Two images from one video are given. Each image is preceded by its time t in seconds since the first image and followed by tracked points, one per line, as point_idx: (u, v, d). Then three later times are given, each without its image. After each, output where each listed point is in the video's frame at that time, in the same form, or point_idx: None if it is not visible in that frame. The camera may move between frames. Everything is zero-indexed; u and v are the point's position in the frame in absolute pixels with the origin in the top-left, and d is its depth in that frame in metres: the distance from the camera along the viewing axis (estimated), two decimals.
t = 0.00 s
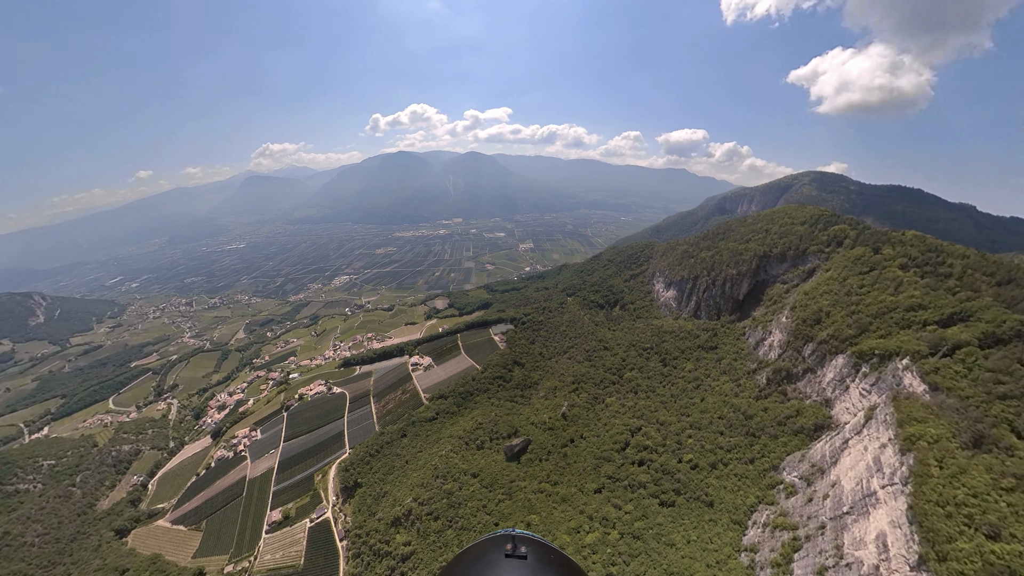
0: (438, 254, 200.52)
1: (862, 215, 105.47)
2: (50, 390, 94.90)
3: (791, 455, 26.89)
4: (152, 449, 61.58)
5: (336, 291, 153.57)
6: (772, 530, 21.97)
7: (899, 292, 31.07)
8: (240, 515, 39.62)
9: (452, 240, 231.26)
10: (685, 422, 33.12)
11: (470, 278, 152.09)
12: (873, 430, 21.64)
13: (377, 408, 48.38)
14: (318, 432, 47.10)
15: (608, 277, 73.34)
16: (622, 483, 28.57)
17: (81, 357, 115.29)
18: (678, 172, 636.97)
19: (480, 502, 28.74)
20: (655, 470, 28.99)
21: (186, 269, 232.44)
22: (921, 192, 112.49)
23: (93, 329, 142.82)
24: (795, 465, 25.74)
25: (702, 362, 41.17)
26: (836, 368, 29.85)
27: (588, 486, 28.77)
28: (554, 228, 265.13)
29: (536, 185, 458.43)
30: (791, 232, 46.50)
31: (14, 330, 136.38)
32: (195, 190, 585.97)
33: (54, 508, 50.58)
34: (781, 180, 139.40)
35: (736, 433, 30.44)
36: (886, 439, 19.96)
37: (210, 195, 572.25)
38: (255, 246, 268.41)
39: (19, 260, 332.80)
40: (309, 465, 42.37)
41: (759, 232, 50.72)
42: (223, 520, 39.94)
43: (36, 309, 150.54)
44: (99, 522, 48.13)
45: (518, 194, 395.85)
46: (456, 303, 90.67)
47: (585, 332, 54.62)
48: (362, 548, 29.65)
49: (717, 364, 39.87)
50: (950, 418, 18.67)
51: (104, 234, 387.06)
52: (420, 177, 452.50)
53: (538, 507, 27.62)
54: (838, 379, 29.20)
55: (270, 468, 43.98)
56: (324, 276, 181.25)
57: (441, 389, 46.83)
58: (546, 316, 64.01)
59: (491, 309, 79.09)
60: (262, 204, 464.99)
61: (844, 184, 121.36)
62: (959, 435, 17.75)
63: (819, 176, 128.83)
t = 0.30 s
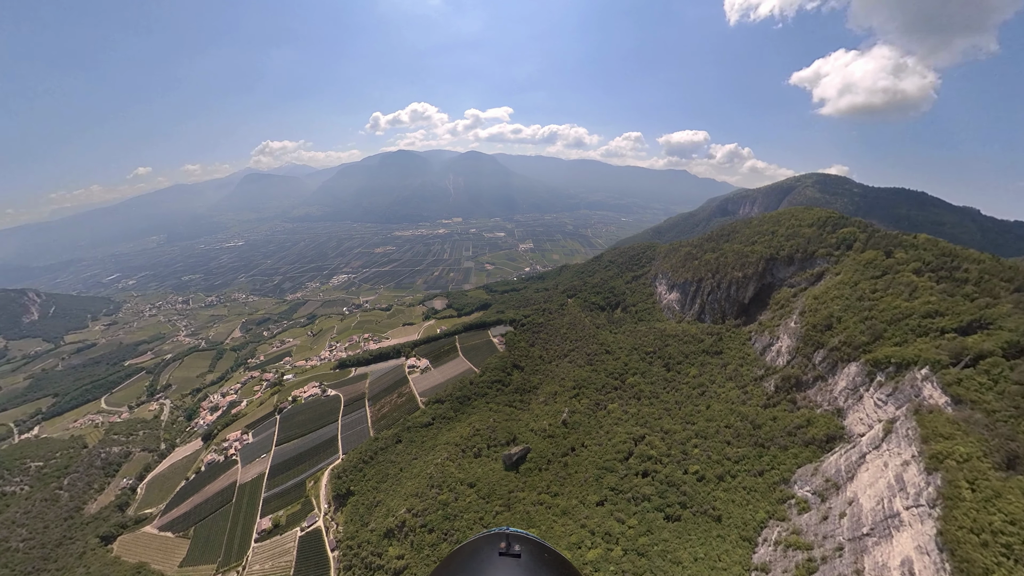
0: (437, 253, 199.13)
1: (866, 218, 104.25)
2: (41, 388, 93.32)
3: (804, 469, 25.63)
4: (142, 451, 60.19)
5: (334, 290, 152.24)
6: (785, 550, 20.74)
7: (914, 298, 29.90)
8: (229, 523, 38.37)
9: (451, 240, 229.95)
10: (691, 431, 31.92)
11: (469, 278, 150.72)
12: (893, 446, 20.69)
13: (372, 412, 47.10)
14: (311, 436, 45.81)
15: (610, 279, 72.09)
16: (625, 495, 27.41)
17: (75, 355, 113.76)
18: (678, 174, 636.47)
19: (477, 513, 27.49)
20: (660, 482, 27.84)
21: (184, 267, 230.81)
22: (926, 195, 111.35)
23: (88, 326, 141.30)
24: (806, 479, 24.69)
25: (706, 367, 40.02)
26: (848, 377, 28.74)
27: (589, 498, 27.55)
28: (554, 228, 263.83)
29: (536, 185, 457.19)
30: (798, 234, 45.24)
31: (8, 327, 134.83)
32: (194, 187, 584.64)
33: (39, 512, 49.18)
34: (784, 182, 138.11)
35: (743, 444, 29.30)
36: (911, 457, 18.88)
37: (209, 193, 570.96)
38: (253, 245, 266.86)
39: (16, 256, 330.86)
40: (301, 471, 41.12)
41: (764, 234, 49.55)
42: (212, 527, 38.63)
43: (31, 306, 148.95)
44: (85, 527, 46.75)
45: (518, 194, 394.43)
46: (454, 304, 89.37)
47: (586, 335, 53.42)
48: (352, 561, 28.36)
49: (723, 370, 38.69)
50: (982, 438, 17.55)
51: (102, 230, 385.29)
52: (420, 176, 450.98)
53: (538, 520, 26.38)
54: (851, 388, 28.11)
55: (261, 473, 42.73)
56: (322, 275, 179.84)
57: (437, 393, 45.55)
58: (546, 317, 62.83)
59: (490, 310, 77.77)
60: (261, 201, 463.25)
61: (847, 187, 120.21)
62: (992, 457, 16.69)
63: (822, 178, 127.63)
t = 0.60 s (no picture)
0: (437, 253, 197.77)
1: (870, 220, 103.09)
2: (32, 387, 91.79)
3: (816, 483, 24.43)
4: (132, 453, 58.83)
5: (332, 289, 150.86)
6: (799, 571, 19.57)
7: (930, 305, 28.74)
8: (217, 530, 37.11)
9: (451, 240, 228.55)
10: (697, 440, 30.71)
11: (468, 278, 149.40)
12: (915, 463, 19.61)
13: (366, 416, 45.86)
14: (304, 441, 44.56)
15: (611, 280, 70.85)
16: (630, 508, 26.21)
17: (68, 354, 112.31)
18: (679, 175, 635.53)
19: (474, 526, 26.24)
20: (665, 494, 26.68)
21: (181, 265, 229.07)
22: (930, 197, 110.22)
23: (83, 324, 139.83)
24: (818, 494, 23.55)
25: (712, 373, 38.84)
26: (862, 386, 27.62)
27: (591, 511, 26.34)
28: (554, 228, 262.44)
29: (536, 185, 455.77)
30: (806, 235, 44.02)
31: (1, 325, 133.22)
32: (194, 185, 582.35)
33: (23, 516, 47.82)
34: (787, 183, 136.81)
35: (752, 455, 28.14)
36: (938, 475, 17.78)
37: (209, 191, 569.06)
38: (252, 243, 265.38)
39: (12, 252, 328.79)
40: (293, 477, 39.88)
41: (770, 235, 48.35)
42: (200, 535, 37.36)
43: (25, 303, 147.33)
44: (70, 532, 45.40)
45: (519, 194, 393.15)
46: (453, 304, 88.08)
47: (587, 338, 52.20)
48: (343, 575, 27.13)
49: (729, 376, 37.52)
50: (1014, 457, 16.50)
51: (100, 227, 383.30)
52: (420, 175, 449.27)
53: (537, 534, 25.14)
54: (865, 398, 26.98)
55: (252, 478, 41.54)
56: (320, 274, 178.31)
57: (434, 397, 44.34)
58: (546, 319, 61.56)
59: (489, 311, 76.49)
60: (260, 199, 461.21)
61: (851, 189, 119.10)
62: None
63: (826, 180, 126.49)
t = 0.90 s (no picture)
0: (437, 252, 196.43)
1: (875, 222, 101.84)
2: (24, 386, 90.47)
3: (831, 497, 23.22)
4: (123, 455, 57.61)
5: (331, 289, 149.56)
6: None
7: (948, 310, 27.48)
8: (206, 539, 35.84)
9: (451, 239, 227.29)
10: (704, 450, 29.53)
11: (468, 278, 148.09)
12: (941, 481, 18.54)
13: (362, 420, 44.64)
14: (297, 446, 43.34)
15: (613, 281, 69.60)
16: (634, 522, 24.99)
17: (63, 353, 111.10)
18: (680, 176, 634.67)
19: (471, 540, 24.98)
20: (672, 508, 25.49)
21: (180, 263, 227.69)
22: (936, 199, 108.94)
23: (78, 323, 138.54)
24: (833, 509, 22.39)
25: (718, 378, 37.66)
26: (877, 395, 26.40)
27: (594, 525, 25.11)
28: (555, 228, 261.16)
29: (537, 185, 454.68)
30: (815, 237, 42.77)
31: None
32: (193, 183, 580.78)
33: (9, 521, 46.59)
34: (791, 184, 135.55)
35: (761, 466, 26.98)
36: (969, 497, 16.59)
37: (208, 189, 567.57)
38: (251, 241, 264.06)
39: (11, 250, 327.40)
40: (285, 484, 38.69)
41: (777, 237, 47.16)
42: (188, 543, 36.13)
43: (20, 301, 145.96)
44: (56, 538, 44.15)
45: (519, 194, 391.93)
46: (452, 305, 86.82)
47: (589, 341, 50.97)
48: None
49: (735, 382, 36.35)
50: None
51: (99, 225, 381.91)
52: (420, 174, 447.67)
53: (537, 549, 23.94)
54: (880, 407, 25.79)
55: (244, 485, 40.33)
56: (319, 273, 177.00)
57: (431, 402, 43.14)
58: (547, 321, 60.30)
59: (489, 312, 75.24)
60: (259, 198, 459.79)
61: (855, 190, 117.84)
62: None
63: (830, 181, 125.29)
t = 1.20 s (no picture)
0: (436, 252, 195.18)
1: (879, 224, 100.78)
2: (15, 385, 89.02)
3: (848, 513, 21.97)
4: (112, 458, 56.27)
5: (329, 288, 148.36)
6: None
7: (966, 316, 26.29)
8: (194, 547, 34.55)
9: (451, 239, 226.03)
10: (711, 461, 28.33)
11: (467, 279, 146.91)
12: (969, 502, 17.47)
13: (356, 425, 43.43)
14: (290, 451, 42.06)
15: (615, 283, 68.47)
16: (639, 537, 23.75)
17: (57, 352, 109.72)
18: (681, 177, 634.46)
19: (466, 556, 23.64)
20: (678, 523, 24.29)
21: (177, 261, 226.21)
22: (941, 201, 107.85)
23: (73, 321, 137.10)
24: (849, 527, 21.18)
25: (724, 385, 36.49)
26: (893, 405, 25.21)
27: (596, 541, 23.85)
28: (556, 228, 260.25)
29: (537, 185, 453.56)
30: (823, 239, 41.57)
31: None
32: (192, 181, 578.94)
33: None
34: (793, 185, 134.58)
35: (771, 479, 25.79)
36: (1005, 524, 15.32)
37: (207, 186, 566.44)
38: (249, 239, 262.68)
39: (7, 246, 325.60)
40: (277, 490, 37.46)
41: (784, 239, 45.99)
42: (175, 551, 34.86)
43: (15, 298, 144.47)
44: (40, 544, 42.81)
45: (520, 194, 390.67)
46: (450, 305, 85.67)
47: (591, 344, 49.81)
48: None
49: (742, 389, 35.19)
50: None
51: (97, 222, 380.38)
52: (420, 174, 446.31)
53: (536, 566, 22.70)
54: (897, 418, 24.59)
55: (234, 491, 39.06)
56: (317, 272, 175.82)
57: (428, 406, 41.94)
58: (547, 323, 59.21)
59: (488, 314, 74.06)
60: (259, 196, 458.04)
61: (859, 192, 116.85)
62: None
63: (833, 183, 124.30)
